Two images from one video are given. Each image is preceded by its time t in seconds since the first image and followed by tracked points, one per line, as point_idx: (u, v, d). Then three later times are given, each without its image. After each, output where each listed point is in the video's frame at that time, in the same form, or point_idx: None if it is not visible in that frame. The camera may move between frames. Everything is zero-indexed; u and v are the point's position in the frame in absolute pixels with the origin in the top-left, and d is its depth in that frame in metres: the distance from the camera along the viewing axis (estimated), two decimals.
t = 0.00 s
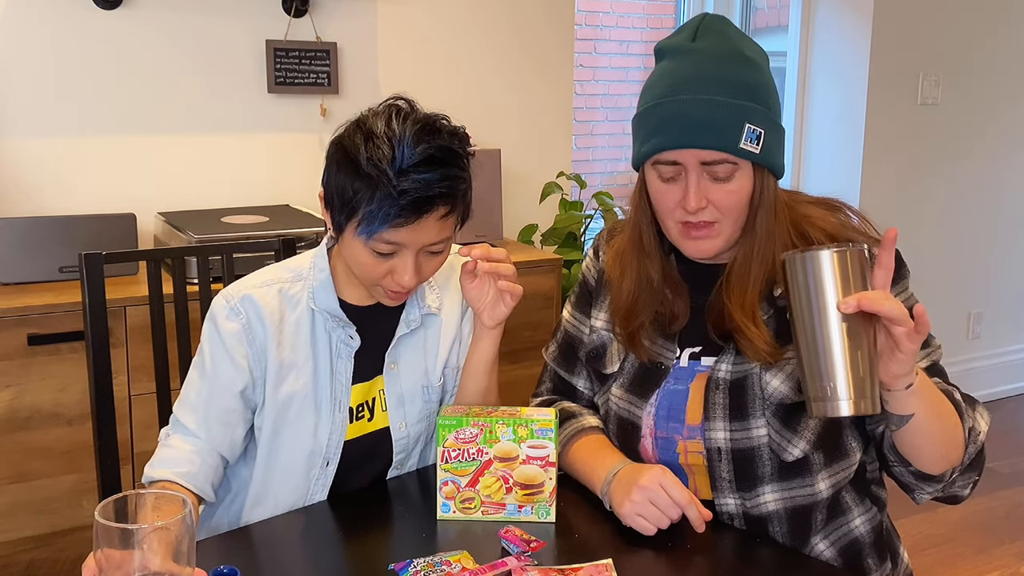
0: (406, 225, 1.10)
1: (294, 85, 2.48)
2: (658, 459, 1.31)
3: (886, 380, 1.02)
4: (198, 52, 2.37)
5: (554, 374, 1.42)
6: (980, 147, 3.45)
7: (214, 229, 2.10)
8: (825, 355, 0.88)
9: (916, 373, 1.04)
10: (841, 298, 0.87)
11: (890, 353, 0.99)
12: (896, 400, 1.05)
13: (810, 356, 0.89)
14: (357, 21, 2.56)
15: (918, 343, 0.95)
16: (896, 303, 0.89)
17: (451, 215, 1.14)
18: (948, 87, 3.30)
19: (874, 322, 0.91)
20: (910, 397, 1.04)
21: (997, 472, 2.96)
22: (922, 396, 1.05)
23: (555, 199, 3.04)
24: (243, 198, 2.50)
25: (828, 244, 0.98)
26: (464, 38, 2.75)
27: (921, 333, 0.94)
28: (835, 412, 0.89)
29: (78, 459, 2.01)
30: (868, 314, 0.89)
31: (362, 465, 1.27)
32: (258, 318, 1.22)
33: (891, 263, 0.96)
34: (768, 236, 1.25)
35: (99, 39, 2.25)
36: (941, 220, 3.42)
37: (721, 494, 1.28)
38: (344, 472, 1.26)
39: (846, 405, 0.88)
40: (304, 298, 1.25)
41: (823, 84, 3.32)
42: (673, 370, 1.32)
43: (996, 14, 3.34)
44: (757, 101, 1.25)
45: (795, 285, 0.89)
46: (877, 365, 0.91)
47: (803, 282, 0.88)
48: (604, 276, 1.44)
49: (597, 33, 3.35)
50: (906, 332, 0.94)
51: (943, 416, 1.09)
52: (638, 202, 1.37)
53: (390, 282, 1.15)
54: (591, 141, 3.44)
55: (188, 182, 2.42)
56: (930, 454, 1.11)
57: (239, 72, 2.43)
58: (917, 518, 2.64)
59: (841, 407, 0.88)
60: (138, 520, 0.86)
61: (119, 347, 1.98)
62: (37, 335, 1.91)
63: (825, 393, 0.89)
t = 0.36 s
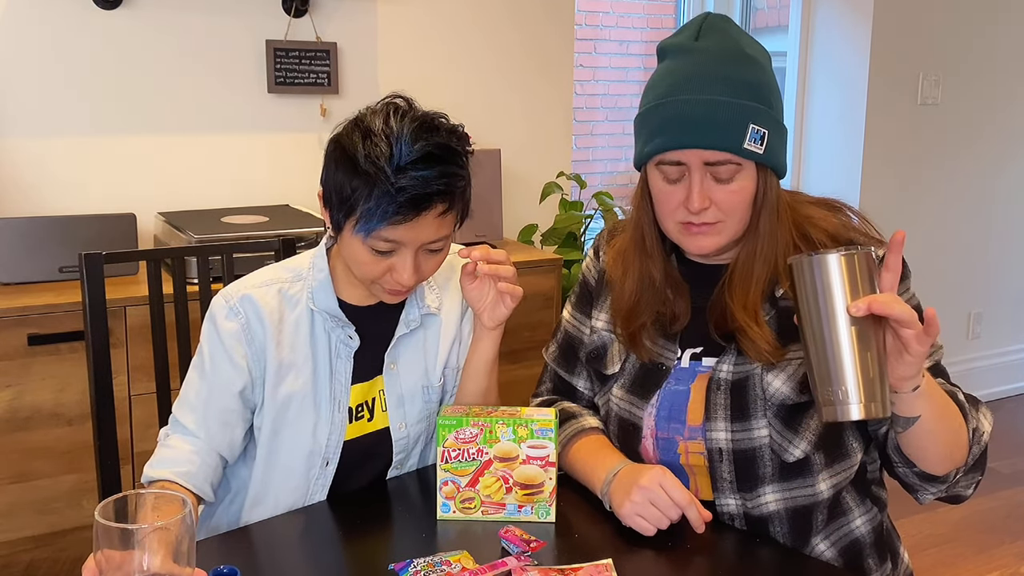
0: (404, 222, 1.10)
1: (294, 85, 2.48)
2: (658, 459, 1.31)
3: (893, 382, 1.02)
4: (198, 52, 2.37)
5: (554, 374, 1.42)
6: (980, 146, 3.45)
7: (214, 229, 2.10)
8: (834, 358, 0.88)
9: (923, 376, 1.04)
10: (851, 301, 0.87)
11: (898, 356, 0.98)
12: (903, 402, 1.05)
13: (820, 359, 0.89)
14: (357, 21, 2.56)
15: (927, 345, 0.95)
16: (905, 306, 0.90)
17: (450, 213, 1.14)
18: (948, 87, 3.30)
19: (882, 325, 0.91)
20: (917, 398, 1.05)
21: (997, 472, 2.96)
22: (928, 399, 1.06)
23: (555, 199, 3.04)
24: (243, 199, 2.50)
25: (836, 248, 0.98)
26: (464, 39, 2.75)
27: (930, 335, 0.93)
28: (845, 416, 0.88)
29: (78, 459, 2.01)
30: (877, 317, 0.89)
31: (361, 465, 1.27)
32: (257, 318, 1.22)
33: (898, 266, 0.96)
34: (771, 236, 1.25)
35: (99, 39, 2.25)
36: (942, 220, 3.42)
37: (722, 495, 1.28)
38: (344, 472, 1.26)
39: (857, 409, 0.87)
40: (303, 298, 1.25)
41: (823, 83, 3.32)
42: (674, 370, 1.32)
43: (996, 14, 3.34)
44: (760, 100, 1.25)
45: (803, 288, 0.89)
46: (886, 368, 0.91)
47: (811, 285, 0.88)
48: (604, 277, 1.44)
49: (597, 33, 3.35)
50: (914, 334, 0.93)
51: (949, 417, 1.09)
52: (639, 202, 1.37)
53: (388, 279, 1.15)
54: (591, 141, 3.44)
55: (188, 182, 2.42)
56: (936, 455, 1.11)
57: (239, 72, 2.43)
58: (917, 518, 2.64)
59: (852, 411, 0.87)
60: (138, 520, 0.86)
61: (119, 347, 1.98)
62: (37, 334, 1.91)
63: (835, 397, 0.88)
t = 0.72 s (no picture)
0: (403, 211, 1.09)
1: (294, 85, 2.48)
2: (658, 459, 1.32)
3: (890, 380, 1.02)
4: (198, 52, 2.36)
5: (554, 374, 1.42)
6: (980, 146, 3.45)
7: (214, 229, 2.10)
8: (830, 358, 0.88)
9: (919, 375, 1.04)
10: (847, 300, 0.87)
11: (894, 354, 0.98)
12: (901, 401, 1.05)
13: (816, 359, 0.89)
14: (357, 21, 2.56)
15: (923, 344, 0.95)
16: (900, 304, 0.90)
17: (449, 206, 1.14)
18: (948, 87, 3.30)
19: (879, 324, 0.92)
20: (914, 398, 1.05)
21: (997, 472, 2.96)
22: (925, 398, 1.06)
23: (555, 199, 3.04)
24: (243, 198, 2.50)
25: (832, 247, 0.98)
26: (464, 39, 2.75)
27: (927, 334, 0.93)
28: (841, 414, 0.88)
29: (78, 459, 2.01)
30: (873, 315, 0.89)
31: (361, 465, 1.27)
32: (256, 318, 1.22)
33: (894, 265, 0.96)
34: (769, 237, 1.25)
35: (99, 39, 2.25)
36: (942, 220, 3.41)
37: (721, 495, 1.27)
38: (343, 472, 1.26)
39: (852, 407, 0.88)
40: (303, 298, 1.25)
41: (823, 83, 3.32)
42: (673, 371, 1.32)
43: (996, 14, 3.34)
44: (758, 102, 1.25)
45: (799, 288, 0.89)
46: (882, 367, 0.91)
47: (807, 285, 0.88)
48: (604, 277, 1.44)
49: (597, 33, 3.35)
50: (910, 333, 0.94)
51: (947, 417, 1.09)
52: (638, 202, 1.37)
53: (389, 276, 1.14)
54: (591, 141, 3.44)
55: (188, 182, 2.42)
56: (934, 455, 1.11)
57: (239, 72, 2.43)
58: (917, 518, 2.64)
59: (847, 409, 0.88)
60: (138, 520, 0.86)
61: (119, 347, 1.98)
62: (37, 334, 1.91)
63: (831, 396, 0.89)
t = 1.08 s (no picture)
0: (402, 185, 1.10)
1: (294, 85, 2.48)
2: (658, 459, 1.32)
3: (889, 379, 1.02)
4: (197, 52, 2.36)
5: (554, 375, 1.42)
6: (980, 146, 3.45)
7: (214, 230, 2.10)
8: (829, 355, 0.88)
9: (918, 373, 1.04)
10: (846, 297, 0.87)
11: (893, 352, 0.99)
12: (899, 400, 1.05)
13: (814, 354, 0.89)
14: (357, 21, 2.56)
15: (922, 342, 0.95)
16: (899, 301, 0.90)
17: (448, 190, 1.14)
18: (948, 87, 3.30)
19: (878, 320, 0.92)
20: (914, 397, 1.05)
21: (997, 472, 2.96)
22: (925, 397, 1.06)
23: (555, 199, 3.04)
24: (243, 198, 2.50)
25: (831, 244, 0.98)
26: (464, 39, 2.75)
27: (925, 331, 0.93)
28: (839, 410, 0.89)
29: (78, 459, 2.01)
30: (873, 312, 0.89)
31: (361, 465, 1.27)
32: (257, 319, 1.22)
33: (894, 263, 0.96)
34: (769, 237, 1.25)
35: (100, 39, 2.25)
36: (942, 220, 3.41)
37: (720, 495, 1.28)
38: (344, 472, 1.26)
39: (851, 404, 0.88)
40: (304, 298, 1.25)
41: (823, 83, 3.32)
42: (673, 371, 1.32)
43: (996, 14, 3.35)
44: (757, 101, 1.25)
45: (799, 284, 0.89)
46: (881, 364, 0.91)
47: (807, 282, 0.88)
48: (604, 276, 1.44)
49: (597, 33, 3.34)
50: (909, 331, 0.94)
51: (946, 417, 1.09)
52: (638, 201, 1.37)
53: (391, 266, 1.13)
54: (591, 141, 3.44)
55: (188, 182, 2.42)
56: (933, 454, 1.11)
57: (239, 72, 2.43)
58: (917, 518, 2.64)
59: (846, 405, 0.88)
60: (138, 520, 0.86)
61: (119, 347, 1.98)
62: (37, 334, 1.91)
63: (830, 393, 0.89)
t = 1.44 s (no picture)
0: (398, 181, 1.10)
1: (294, 85, 2.48)
2: (658, 459, 1.32)
3: (892, 379, 1.02)
4: (197, 51, 2.36)
5: (554, 375, 1.42)
6: (979, 146, 3.45)
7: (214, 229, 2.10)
8: (833, 353, 0.88)
9: (922, 374, 1.04)
10: (851, 297, 0.87)
11: (897, 353, 0.98)
12: (902, 400, 1.05)
13: (819, 355, 0.89)
14: (357, 21, 2.56)
15: (926, 342, 0.95)
16: (904, 301, 0.89)
17: (446, 187, 1.14)
18: (948, 87, 3.30)
19: (882, 321, 0.92)
20: (916, 397, 1.05)
21: (997, 473, 2.96)
22: (926, 397, 1.06)
23: (555, 199, 3.04)
24: (243, 198, 2.50)
25: (836, 245, 0.98)
26: (464, 40, 2.75)
27: (930, 332, 0.93)
28: (844, 411, 0.88)
29: (78, 459, 2.01)
30: (877, 312, 0.89)
31: (360, 465, 1.27)
32: (257, 319, 1.22)
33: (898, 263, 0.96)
34: (768, 236, 1.24)
35: (100, 39, 2.25)
36: (942, 220, 3.41)
37: (720, 495, 1.27)
38: (343, 472, 1.26)
39: (856, 404, 0.88)
40: (304, 298, 1.25)
41: (823, 83, 3.32)
42: (673, 371, 1.32)
43: (996, 14, 3.35)
44: (758, 100, 1.25)
45: (804, 285, 0.89)
46: (885, 365, 0.91)
47: (812, 282, 0.88)
48: (604, 276, 1.44)
49: (597, 33, 3.34)
50: (914, 331, 0.94)
51: (947, 417, 1.09)
52: (638, 200, 1.37)
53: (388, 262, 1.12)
54: (591, 141, 3.44)
55: (187, 182, 2.42)
56: (934, 454, 1.11)
57: (239, 72, 2.43)
58: (917, 518, 2.64)
59: (851, 406, 0.88)
60: (138, 520, 0.86)
61: (119, 347, 1.98)
62: (37, 334, 1.91)
63: (834, 392, 0.88)
